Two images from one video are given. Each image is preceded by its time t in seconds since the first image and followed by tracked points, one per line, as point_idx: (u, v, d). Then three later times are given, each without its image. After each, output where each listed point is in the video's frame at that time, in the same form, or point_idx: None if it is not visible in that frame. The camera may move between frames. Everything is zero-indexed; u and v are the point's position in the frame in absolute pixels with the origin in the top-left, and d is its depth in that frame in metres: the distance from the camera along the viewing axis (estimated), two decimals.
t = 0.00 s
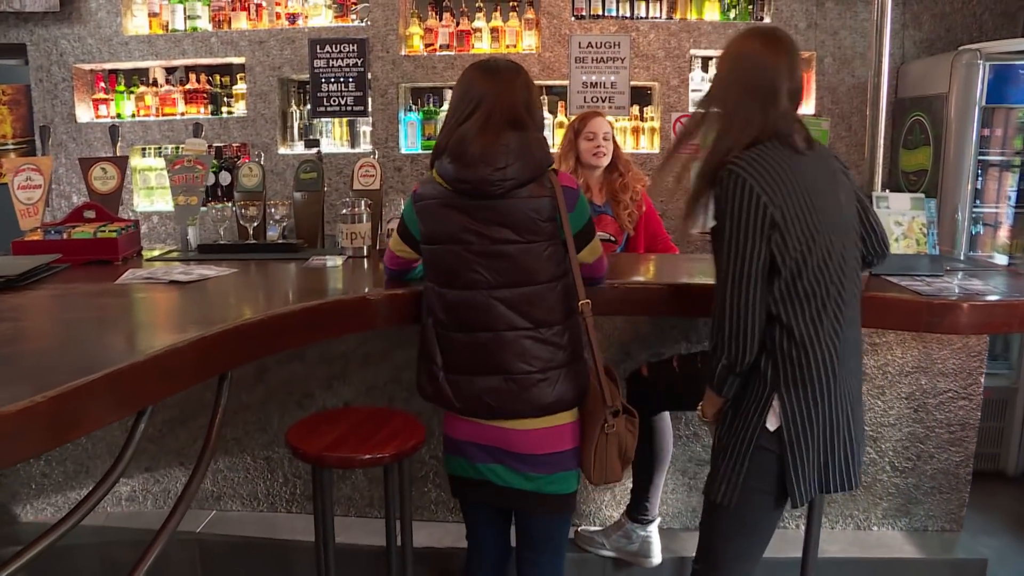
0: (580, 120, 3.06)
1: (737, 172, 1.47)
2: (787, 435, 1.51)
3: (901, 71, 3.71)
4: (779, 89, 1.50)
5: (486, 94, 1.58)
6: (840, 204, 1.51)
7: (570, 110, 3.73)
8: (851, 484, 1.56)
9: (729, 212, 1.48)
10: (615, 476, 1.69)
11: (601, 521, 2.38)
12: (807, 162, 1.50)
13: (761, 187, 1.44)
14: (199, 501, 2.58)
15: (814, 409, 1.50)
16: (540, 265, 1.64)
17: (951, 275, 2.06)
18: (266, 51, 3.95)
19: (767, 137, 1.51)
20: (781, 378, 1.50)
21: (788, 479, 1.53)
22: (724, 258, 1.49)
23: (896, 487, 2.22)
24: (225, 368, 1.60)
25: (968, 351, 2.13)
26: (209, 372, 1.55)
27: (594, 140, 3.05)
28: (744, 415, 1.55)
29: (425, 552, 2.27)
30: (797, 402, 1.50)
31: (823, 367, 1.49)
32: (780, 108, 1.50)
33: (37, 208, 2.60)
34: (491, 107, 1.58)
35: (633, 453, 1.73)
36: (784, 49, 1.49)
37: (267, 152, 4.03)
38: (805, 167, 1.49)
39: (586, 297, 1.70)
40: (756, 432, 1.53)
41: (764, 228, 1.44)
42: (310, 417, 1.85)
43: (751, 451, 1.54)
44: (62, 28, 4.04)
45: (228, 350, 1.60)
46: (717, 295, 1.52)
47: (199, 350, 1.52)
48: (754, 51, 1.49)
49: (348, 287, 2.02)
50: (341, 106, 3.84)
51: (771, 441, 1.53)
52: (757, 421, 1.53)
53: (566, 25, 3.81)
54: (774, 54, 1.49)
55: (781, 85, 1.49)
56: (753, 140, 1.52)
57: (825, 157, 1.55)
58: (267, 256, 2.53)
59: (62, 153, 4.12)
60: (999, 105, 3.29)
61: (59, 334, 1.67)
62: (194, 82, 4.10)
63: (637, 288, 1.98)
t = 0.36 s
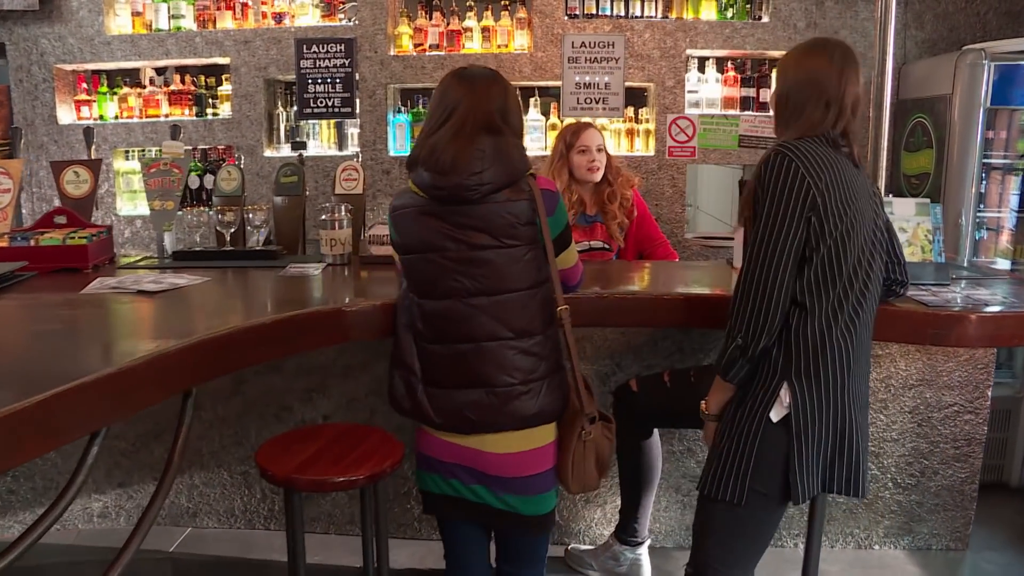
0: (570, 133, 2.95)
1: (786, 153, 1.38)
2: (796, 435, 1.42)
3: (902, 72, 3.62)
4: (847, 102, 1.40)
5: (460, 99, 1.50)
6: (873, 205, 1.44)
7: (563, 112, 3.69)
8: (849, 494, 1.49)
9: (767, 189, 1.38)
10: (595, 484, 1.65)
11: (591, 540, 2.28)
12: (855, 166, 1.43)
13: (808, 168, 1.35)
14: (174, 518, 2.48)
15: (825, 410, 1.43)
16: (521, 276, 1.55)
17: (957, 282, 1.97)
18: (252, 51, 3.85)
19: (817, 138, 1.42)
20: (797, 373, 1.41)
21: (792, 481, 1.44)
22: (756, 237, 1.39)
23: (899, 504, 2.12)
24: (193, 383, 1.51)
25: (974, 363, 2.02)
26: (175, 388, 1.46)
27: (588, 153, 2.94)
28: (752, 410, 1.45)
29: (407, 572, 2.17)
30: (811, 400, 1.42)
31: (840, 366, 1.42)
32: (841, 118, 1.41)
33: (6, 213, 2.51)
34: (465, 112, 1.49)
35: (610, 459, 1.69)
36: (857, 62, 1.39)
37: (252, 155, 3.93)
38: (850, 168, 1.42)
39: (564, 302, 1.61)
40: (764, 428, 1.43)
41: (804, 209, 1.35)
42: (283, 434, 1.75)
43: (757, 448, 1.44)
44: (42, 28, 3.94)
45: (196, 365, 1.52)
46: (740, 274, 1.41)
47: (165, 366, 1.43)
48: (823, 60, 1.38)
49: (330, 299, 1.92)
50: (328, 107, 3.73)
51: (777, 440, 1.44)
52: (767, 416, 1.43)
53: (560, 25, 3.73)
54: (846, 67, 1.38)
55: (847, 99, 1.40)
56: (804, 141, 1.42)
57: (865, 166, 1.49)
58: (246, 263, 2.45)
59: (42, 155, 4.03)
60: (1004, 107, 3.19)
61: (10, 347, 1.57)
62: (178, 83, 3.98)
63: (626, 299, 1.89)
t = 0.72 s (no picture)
0: (570, 126, 2.87)
1: (793, 163, 1.28)
2: (819, 474, 1.32)
3: (904, 71, 3.55)
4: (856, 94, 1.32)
5: (444, 103, 1.49)
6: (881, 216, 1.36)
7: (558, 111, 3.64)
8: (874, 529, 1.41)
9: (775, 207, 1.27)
10: (566, 511, 1.57)
11: (581, 552, 2.22)
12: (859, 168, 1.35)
13: (820, 182, 1.26)
14: (151, 526, 2.40)
15: (846, 443, 1.34)
16: (499, 286, 1.51)
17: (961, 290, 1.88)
18: (241, 46, 3.77)
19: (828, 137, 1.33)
20: (815, 406, 1.31)
21: (819, 524, 1.33)
22: (766, 262, 1.28)
23: (899, 519, 2.05)
24: (163, 394, 1.43)
25: (977, 374, 1.94)
26: (143, 401, 1.38)
27: (584, 149, 2.86)
28: (769, 450, 1.34)
29: None
30: (831, 434, 1.32)
31: (858, 395, 1.33)
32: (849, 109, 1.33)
33: None
34: (447, 115, 1.48)
35: (586, 487, 1.61)
36: (869, 51, 1.31)
37: (240, 152, 3.86)
38: (858, 173, 1.33)
39: (537, 316, 1.55)
40: (786, 469, 1.33)
41: (820, 226, 1.25)
42: (259, 444, 1.68)
43: (781, 492, 1.33)
44: (27, 20, 3.86)
45: (166, 375, 1.43)
46: (749, 304, 1.30)
47: (133, 377, 1.35)
48: (835, 51, 1.30)
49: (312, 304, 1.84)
50: (318, 104, 3.64)
51: (800, 481, 1.34)
52: (787, 457, 1.32)
53: (555, 21, 3.65)
54: (859, 56, 1.30)
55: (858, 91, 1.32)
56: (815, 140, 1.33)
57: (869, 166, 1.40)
58: (227, 264, 2.39)
59: (27, 150, 3.95)
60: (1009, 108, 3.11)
61: None
62: (166, 78, 3.88)
63: (617, 307, 1.81)
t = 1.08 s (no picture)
0: (554, 126, 2.83)
1: (841, 191, 1.21)
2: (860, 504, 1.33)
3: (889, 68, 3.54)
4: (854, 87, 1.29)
5: (423, 101, 1.46)
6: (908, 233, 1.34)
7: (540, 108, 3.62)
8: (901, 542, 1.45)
9: (824, 244, 1.21)
10: (544, 527, 1.51)
11: (567, 557, 2.18)
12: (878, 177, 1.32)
13: (870, 215, 1.21)
14: (127, 536, 2.34)
15: (884, 470, 1.35)
16: (477, 288, 1.47)
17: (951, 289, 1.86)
18: (218, 43, 3.70)
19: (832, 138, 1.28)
20: (858, 439, 1.31)
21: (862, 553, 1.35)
22: (818, 304, 1.22)
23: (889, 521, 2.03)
24: (134, 403, 1.37)
25: (968, 374, 1.90)
26: (112, 412, 1.32)
27: (568, 150, 2.83)
28: (812, 488, 1.32)
29: None
30: (872, 465, 1.32)
31: (894, 422, 1.33)
32: (853, 107, 1.29)
33: None
34: (425, 113, 1.45)
35: (568, 502, 1.53)
36: (860, 39, 1.28)
37: (218, 151, 3.78)
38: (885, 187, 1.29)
39: (514, 320, 1.50)
40: (830, 505, 1.32)
41: (876, 263, 1.21)
42: (234, 453, 1.63)
43: (827, 527, 1.33)
44: None
45: (137, 385, 1.37)
46: (797, 344, 1.25)
47: (101, 388, 1.29)
48: (826, 41, 1.26)
49: (288, 308, 1.78)
50: (297, 102, 3.63)
51: (841, 511, 1.35)
52: (832, 493, 1.32)
53: (537, 17, 3.61)
54: (851, 45, 1.27)
55: (856, 83, 1.28)
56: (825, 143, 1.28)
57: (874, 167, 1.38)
58: (202, 266, 2.33)
59: None
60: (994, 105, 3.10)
61: None
62: (142, 76, 3.81)
63: (606, 309, 1.77)
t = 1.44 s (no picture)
0: (539, 124, 2.80)
1: (857, 193, 1.21)
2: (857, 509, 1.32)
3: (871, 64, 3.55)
4: (854, 83, 1.26)
5: (412, 101, 1.43)
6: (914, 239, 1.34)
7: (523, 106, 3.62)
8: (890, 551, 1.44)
9: (840, 242, 1.20)
10: (544, 533, 1.48)
11: (559, 560, 2.16)
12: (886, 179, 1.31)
13: (887, 216, 1.20)
14: (111, 546, 2.29)
15: (884, 477, 1.34)
16: (468, 292, 1.44)
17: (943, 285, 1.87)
18: (197, 42, 3.64)
19: (823, 129, 1.26)
20: (859, 442, 1.30)
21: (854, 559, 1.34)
22: (831, 302, 1.21)
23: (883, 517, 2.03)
24: (117, 413, 1.33)
25: (960, 369, 1.91)
26: (95, 423, 1.28)
27: (554, 149, 2.80)
28: (811, 490, 1.31)
29: None
30: (872, 470, 1.31)
31: (895, 428, 1.33)
32: (857, 105, 1.27)
33: None
34: (414, 113, 1.42)
35: (567, 506, 1.51)
36: (859, 35, 1.26)
37: (198, 151, 3.72)
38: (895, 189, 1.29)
39: (512, 325, 1.47)
40: (827, 508, 1.31)
41: (891, 266, 1.20)
42: (222, 461, 1.59)
43: (821, 530, 1.32)
44: None
45: (120, 394, 1.33)
46: (809, 344, 1.23)
47: (83, 399, 1.25)
48: (823, 37, 1.24)
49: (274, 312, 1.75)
50: (278, 101, 3.63)
51: (837, 516, 1.33)
52: (829, 496, 1.31)
53: (520, 14, 3.59)
54: (848, 40, 1.25)
55: (857, 78, 1.26)
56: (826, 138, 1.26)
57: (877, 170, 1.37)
58: (184, 270, 2.29)
59: None
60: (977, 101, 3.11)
61: None
62: (119, 76, 3.74)
63: (598, 309, 1.75)
